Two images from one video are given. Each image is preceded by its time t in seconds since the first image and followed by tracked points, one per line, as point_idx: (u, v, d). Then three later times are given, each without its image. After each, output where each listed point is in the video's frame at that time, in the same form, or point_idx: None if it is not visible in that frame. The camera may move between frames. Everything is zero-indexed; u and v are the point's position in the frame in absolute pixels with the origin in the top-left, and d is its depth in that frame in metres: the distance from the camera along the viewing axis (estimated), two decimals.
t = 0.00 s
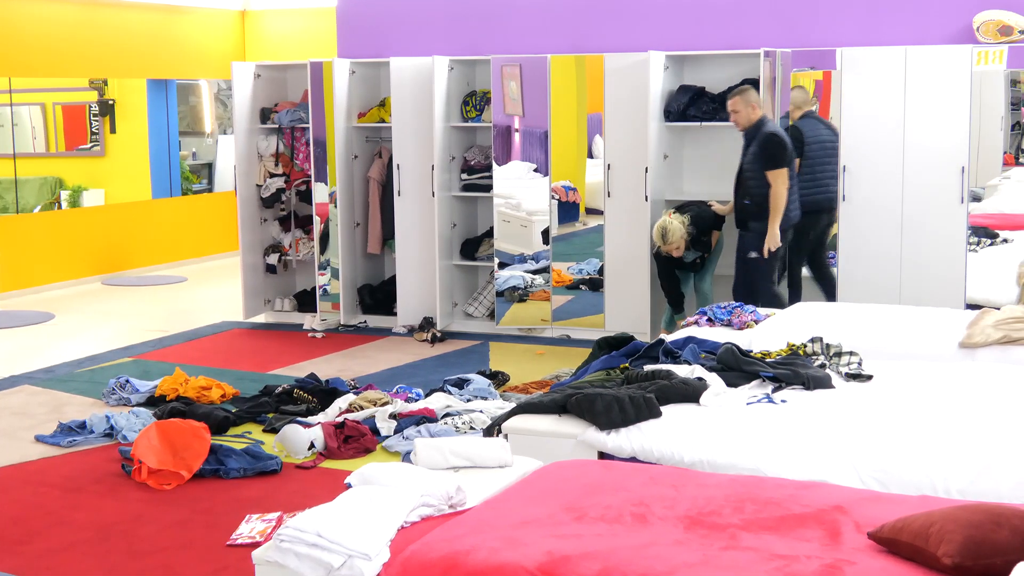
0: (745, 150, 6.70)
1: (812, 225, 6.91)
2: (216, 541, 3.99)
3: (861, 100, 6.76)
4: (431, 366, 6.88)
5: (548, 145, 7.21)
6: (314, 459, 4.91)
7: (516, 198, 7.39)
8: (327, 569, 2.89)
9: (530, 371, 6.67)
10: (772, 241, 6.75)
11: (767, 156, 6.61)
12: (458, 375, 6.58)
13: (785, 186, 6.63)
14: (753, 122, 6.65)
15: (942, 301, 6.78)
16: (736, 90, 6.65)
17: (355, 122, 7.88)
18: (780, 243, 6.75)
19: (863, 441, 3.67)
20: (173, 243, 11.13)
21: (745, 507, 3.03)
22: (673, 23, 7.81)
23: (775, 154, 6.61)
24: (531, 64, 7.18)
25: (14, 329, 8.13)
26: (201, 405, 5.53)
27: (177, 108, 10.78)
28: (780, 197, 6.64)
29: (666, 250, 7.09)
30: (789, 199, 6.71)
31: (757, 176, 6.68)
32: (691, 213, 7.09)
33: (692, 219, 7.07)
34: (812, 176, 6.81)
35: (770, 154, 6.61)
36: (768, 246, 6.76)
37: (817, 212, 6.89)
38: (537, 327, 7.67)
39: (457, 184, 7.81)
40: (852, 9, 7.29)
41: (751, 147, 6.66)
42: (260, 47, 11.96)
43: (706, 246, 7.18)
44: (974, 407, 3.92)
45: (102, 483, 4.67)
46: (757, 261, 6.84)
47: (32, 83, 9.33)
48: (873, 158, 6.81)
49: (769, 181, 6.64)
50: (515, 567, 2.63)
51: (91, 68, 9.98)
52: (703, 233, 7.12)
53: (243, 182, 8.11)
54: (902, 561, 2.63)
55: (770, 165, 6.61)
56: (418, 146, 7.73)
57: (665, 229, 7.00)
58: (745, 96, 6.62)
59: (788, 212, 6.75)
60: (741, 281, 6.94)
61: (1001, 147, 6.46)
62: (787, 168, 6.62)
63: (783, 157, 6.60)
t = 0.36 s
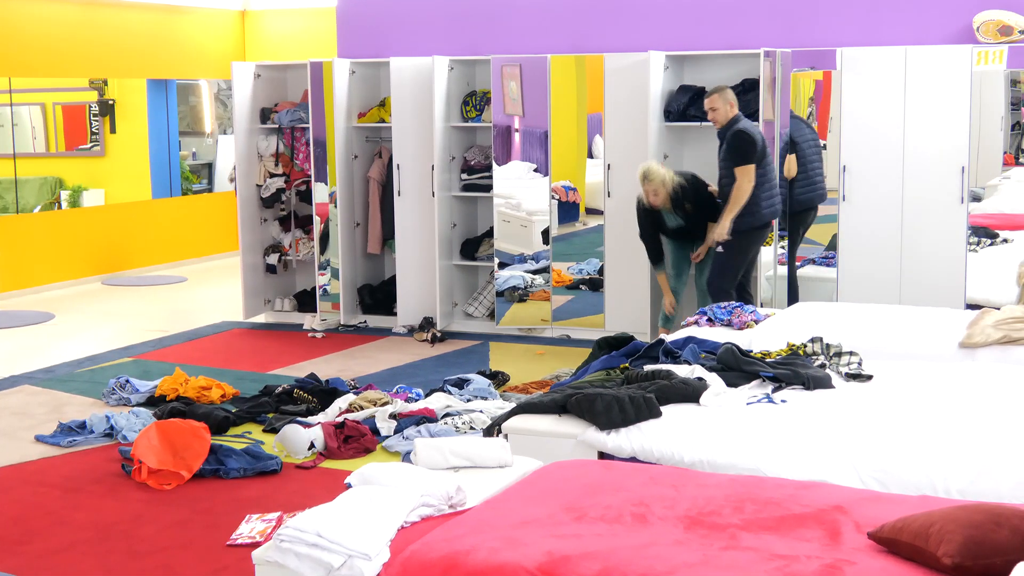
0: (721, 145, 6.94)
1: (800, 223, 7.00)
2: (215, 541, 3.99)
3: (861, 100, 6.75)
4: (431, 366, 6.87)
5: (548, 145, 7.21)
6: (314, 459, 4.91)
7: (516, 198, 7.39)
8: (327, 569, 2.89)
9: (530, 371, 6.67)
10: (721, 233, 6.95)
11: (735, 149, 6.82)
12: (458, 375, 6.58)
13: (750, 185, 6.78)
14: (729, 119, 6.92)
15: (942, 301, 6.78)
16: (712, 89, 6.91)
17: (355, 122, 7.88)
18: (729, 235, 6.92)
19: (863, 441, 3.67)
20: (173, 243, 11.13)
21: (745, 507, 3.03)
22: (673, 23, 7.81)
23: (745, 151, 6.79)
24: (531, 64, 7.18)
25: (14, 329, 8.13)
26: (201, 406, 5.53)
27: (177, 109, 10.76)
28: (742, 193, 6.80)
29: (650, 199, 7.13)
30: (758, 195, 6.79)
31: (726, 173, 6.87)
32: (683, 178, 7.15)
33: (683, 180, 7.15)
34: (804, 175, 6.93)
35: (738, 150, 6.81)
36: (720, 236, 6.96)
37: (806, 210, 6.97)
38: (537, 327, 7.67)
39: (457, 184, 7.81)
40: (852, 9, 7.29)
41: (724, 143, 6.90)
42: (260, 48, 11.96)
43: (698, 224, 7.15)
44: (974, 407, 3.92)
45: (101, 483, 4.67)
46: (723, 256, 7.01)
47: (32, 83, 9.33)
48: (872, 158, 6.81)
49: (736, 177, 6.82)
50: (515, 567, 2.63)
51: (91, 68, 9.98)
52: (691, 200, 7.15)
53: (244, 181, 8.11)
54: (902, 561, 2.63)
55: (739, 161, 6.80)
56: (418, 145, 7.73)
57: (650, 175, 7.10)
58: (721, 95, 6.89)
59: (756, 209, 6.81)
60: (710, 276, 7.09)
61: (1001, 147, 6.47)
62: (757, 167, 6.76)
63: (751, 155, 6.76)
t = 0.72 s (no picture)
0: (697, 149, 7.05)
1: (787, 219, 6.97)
2: (215, 541, 3.99)
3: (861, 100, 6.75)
4: (431, 365, 6.88)
5: (548, 144, 7.21)
6: (315, 459, 4.91)
7: (516, 198, 7.39)
8: (327, 569, 2.89)
9: (530, 370, 6.67)
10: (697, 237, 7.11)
11: (712, 154, 6.95)
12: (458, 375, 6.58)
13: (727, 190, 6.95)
14: (705, 122, 6.98)
15: (942, 301, 6.78)
16: (687, 91, 6.97)
17: (355, 122, 7.88)
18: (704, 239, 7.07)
19: (863, 440, 3.67)
20: (173, 243, 11.13)
21: (745, 507, 3.03)
22: (673, 23, 7.80)
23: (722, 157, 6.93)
24: (531, 64, 7.18)
25: (14, 329, 8.13)
26: (201, 406, 5.53)
27: (177, 109, 10.71)
28: (718, 199, 6.97)
29: (632, 139, 7.12)
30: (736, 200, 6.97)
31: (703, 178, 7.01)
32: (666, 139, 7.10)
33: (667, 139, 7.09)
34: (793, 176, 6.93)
35: (714, 153, 6.96)
36: (693, 238, 7.10)
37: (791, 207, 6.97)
38: (537, 327, 7.67)
39: (457, 184, 7.81)
40: (853, 9, 7.29)
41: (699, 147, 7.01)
42: (261, 48, 11.96)
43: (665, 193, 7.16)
44: (974, 407, 3.92)
45: (101, 483, 4.67)
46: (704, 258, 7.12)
47: (32, 83, 9.32)
48: (873, 158, 6.80)
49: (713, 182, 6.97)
50: (515, 567, 2.63)
51: (91, 68, 9.97)
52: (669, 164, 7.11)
53: (244, 181, 8.11)
54: (902, 561, 2.63)
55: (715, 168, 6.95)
56: (417, 145, 7.73)
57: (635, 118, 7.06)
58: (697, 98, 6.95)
59: (733, 212, 6.99)
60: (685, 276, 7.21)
61: (1001, 147, 6.49)
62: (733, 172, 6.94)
63: (729, 160, 6.93)
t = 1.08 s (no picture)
0: (658, 151, 7.01)
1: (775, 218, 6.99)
2: (215, 541, 3.99)
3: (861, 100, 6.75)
4: (431, 365, 6.87)
5: (548, 144, 7.22)
6: (314, 460, 4.91)
7: (516, 198, 7.39)
8: (327, 569, 2.89)
9: (530, 370, 6.67)
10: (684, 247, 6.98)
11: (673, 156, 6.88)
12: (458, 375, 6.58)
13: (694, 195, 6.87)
14: (666, 124, 6.93)
15: (943, 301, 6.78)
16: (648, 93, 6.90)
17: (355, 121, 7.88)
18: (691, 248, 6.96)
19: (863, 440, 3.67)
20: (173, 243, 11.13)
21: (745, 507, 3.03)
22: (673, 23, 7.80)
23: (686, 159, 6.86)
24: (530, 64, 7.18)
25: (14, 329, 8.12)
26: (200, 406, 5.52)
27: (177, 108, 10.63)
28: (689, 201, 6.88)
29: (607, 126, 7.07)
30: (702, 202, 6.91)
31: (671, 181, 6.98)
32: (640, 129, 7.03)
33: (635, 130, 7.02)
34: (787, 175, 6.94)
35: (679, 156, 6.87)
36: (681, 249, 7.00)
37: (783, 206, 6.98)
38: (537, 327, 7.68)
39: (457, 184, 7.81)
40: (853, 9, 7.29)
41: (663, 149, 6.95)
42: (261, 48, 11.95)
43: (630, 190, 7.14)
44: (974, 407, 3.92)
45: (101, 483, 4.67)
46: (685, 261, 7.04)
47: (32, 83, 9.27)
48: (874, 158, 6.80)
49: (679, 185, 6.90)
50: (515, 567, 2.63)
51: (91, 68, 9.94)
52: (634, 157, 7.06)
53: (244, 181, 8.10)
54: (902, 561, 2.63)
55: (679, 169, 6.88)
56: (417, 145, 7.72)
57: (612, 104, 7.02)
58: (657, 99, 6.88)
59: (700, 215, 6.92)
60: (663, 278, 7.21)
61: (1001, 147, 6.49)
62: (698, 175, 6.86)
63: (694, 163, 6.85)
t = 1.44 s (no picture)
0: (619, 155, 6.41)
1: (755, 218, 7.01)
2: (215, 542, 3.99)
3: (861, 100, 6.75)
4: (431, 366, 6.87)
5: (548, 145, 7.22)
6: (315, 459, 4.91)
7: (516, 198, 7.39)
8: (327, 569, 2.89)
9: (530, 371, 6.67)
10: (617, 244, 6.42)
11: (630, 157, 6.24)
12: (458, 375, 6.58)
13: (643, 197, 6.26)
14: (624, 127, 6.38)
15: (943, 301, 6.78)
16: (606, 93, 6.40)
17: (355, 122, 7.88)
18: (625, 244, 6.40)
19: (863, 440, 3.67)
20: (172, 243, 11.12)
21: (745, 507, 3.03)
22: (673, 23, 7.80)
23: (642, 160, 6.24)
24: (530, 64, 7.19)
25: (14, 329, 8.12)
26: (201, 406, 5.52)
27: (177, 108, 10.68)
28: (638, 204, 6.26)
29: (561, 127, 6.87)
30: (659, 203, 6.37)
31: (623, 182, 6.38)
32: (587, 133, 6.81)
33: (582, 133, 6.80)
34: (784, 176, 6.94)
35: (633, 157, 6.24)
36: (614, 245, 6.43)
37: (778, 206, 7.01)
38: (537, 327, 7.67)
39: (457, 184, 7.81)
40: (852, 10, 7.29)
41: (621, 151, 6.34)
42: (261, 48, 11.95)
43: (569, 194, 6.79)
44: (974, 407, 3.91)
45: (101, 483, 4.67)
46: (651, 267, 6.53)
47: (32, 83, 9.31)
48: (874, 158, 6.80)
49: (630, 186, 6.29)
50: (515, 567, 2.63)
51: (91, 69, 9.95)
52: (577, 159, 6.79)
53: (244, 181, 8.11)
54: (901, 561, 2.63)
55: (634, 170, 6.25)
56: (417, 145, 7.73)
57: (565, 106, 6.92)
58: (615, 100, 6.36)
59: (660, 216, 6.40)
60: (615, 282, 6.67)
61: (1001, 147, 6.49)
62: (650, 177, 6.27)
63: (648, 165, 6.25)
